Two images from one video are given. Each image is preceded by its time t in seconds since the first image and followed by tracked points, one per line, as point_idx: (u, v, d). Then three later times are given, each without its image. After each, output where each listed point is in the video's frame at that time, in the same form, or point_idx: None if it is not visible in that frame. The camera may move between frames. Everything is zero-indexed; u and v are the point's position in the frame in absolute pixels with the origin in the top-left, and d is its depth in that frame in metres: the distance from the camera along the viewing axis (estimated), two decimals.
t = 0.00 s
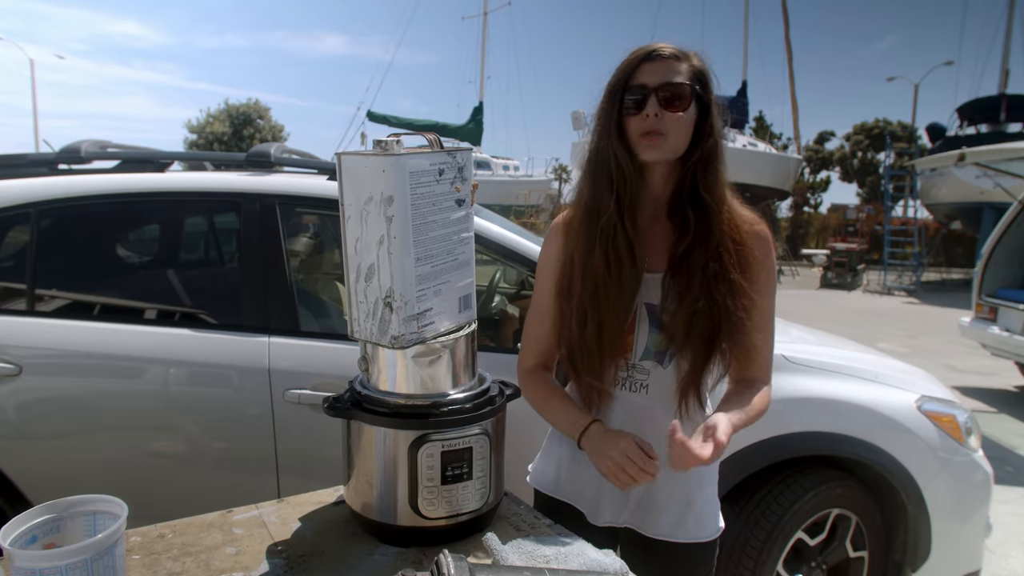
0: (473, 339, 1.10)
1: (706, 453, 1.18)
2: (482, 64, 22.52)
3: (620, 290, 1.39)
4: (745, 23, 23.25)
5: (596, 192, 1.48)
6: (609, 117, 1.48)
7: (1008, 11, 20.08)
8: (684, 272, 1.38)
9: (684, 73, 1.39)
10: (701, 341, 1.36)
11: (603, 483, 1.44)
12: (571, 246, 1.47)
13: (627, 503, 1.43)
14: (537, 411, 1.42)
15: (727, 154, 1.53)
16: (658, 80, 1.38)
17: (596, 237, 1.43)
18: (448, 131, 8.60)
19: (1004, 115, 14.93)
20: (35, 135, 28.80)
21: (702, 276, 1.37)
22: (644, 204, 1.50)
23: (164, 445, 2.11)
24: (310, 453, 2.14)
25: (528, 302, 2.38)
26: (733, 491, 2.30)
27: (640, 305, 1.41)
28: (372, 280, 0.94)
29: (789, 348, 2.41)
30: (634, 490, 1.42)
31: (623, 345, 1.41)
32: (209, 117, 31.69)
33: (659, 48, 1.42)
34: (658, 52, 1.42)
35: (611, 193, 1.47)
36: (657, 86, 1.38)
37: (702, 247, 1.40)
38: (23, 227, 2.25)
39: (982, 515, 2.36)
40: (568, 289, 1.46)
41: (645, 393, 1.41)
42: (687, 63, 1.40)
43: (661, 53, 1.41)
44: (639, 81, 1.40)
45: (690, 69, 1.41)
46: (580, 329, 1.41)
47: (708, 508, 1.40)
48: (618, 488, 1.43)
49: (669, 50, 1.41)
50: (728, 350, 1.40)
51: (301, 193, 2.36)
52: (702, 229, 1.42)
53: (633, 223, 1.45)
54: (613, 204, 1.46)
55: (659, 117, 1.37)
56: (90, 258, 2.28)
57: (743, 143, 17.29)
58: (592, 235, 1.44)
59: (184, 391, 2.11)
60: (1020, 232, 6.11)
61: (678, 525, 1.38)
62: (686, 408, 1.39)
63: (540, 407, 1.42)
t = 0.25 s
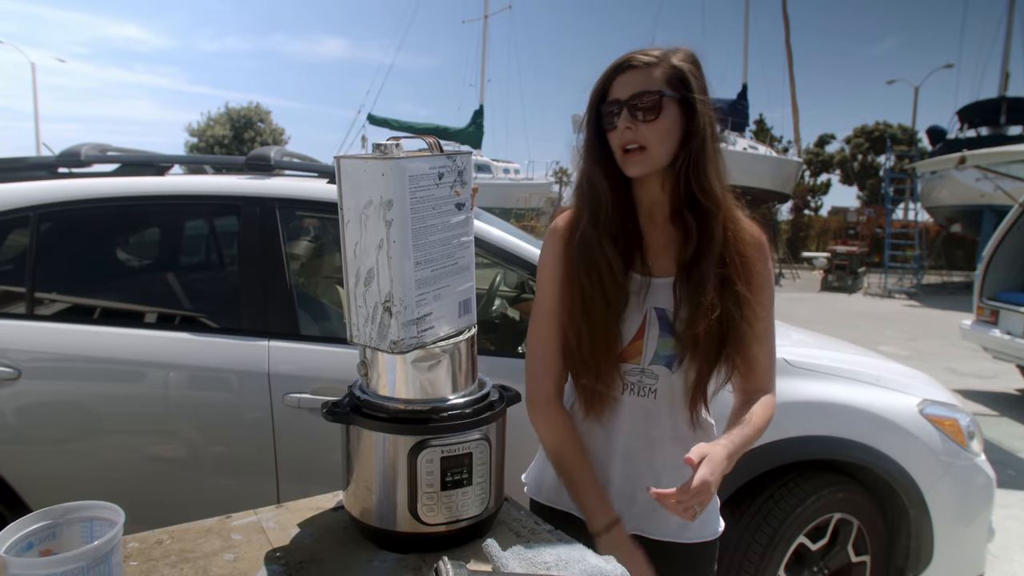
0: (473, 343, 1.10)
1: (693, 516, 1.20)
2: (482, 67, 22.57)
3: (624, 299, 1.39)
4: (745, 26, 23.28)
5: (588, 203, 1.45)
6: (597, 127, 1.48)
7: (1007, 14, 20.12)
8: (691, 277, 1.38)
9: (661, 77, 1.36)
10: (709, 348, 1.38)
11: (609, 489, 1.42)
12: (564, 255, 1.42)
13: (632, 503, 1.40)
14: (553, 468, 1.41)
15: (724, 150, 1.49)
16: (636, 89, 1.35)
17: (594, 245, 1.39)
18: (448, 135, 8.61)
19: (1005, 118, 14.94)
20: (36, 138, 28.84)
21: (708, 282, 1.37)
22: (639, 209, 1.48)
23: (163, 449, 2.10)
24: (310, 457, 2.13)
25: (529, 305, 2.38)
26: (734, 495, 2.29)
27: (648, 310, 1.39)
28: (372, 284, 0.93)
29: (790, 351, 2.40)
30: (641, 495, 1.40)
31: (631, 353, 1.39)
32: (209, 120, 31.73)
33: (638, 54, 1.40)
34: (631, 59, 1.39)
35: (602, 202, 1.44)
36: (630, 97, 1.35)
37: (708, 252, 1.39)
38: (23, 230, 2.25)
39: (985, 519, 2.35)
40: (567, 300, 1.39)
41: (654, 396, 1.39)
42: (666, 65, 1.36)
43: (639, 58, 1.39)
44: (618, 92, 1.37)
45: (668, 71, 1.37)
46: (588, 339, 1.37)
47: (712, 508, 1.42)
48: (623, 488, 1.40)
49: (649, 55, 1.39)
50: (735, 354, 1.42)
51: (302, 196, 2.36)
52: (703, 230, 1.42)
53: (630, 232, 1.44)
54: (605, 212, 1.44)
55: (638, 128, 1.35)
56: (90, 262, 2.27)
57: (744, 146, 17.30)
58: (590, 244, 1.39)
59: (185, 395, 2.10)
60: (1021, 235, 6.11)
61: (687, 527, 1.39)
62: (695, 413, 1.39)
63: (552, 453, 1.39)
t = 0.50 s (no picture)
0: (471, 349, 1.09)
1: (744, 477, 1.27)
2: (480, 71, 22.60)
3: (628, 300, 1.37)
4: (743, 29, 23.33)
5: (579, 212, 1.41)
6: (579, 136, 1.47)
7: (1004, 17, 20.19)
8: (692, 274, 1.37)
9: (640, 83, 1.35)
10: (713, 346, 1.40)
11: (627, 498, 1.39)
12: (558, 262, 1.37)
13: (649, 505, 1.41)
14: (533, 473, 1.40)
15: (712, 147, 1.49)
16: (616, 98, 1.34)
17: (591, 251, 1.36)
18: (446, 139, 8.61)
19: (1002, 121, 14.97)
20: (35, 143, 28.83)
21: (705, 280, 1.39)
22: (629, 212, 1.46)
23: (160, 456, 2.09)
24: (307, 463, 2.12)
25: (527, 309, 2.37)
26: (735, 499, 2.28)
27: (654, 311, 1.38)
28: (368, 290, 0.93)
29: (790, 355, 2.39)
30: (657, 495, 1.41)
31: (639, 356, 1.38)
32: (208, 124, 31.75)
33: (617, 60, 1.39)
34: (607, 67, 1.38)
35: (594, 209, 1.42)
36: (607, 108, 1.35)
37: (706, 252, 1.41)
38: (20, 236, 2.24)
39: (986, 523, 2.34)
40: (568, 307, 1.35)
41: (667, 396, 1.38)
42: (643, 72, 1.35)
43: (616, 66, 1.37)
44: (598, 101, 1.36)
45: (645, 77, 1.35)
46: (593, 344, 1.33)
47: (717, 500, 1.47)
48: (642, 491, 1.40)
49: (627, 61, 1.38)
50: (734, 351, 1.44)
51: (299, 201, 2.35)
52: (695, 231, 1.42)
53: (628, 234, 1.42)
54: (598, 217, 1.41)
55: (619, 138, 1.34)
56: (87, 268, 2.26)
57: (742, 149, 17.32)
58: (587, 250, 1.36)
59: (182, 401, 2.09)
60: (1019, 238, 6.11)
61: (700, 520, 1.43)
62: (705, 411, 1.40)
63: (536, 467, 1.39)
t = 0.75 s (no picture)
0: (465, 353, 1.08)
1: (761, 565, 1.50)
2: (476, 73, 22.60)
3: (622, 304, 1.38)
4: (737, 32, 23.41)
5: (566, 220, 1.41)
6: (563, 143, 1.46)
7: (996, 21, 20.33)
8: (683, 277, 1.38)
9: (624, 90, 1.34)
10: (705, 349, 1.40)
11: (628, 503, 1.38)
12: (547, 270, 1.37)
13: (650, 509, 1.40)
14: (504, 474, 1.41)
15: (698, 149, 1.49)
16: (601, 107, 1.33)
17: (581, 258, 1.36)
18: (442, 141, 8.60)
19: (995, 124, 15.06)
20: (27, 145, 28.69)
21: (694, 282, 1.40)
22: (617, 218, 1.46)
23: (152, 459, 2.07)
24: (301, 467, 2.11)
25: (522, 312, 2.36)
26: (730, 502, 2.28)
27: (648, 313, 1.38)
28: (360, 294, 0.92)
29: (785, 357, 2.39)
30: (657, 498, 1.41)
31: (634, 360, 1.37)
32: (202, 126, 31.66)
33: (601, 68, 1.37)
34: (590, 75, 1.37)
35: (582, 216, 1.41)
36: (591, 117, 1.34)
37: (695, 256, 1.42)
38: (10, 238, 2.22)
39: (980, 525, 2.34)
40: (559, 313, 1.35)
41: (662, 399, 1.38)
42: (627, 80, 1.34)
43: (600, 73, 1.36)
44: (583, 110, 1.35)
45: (629, 85, 1.34)
46: (585, 350, 1.33)
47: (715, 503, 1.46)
48: (641, 495, 1.39)
49: (610, 69, 1.36)
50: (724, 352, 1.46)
51: (293, 203, 2.34)
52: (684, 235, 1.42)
53: (617, 240, 1.42)
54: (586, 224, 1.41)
55: (605, 147, 1.33)
56: (79, 270, 2.25)
57: (736, 152, 17.36)
58: (575, 258, 1.36)
59: (174, 404, 2.08)
60: (1012, 240, 6.14)
61: (699, 522, 1.42)
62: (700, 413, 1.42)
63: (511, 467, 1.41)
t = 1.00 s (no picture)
0: (467, 349, 1.08)
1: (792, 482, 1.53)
2: (477, 69, 22.55)
3: (620, 301, 1.38)
4: (740, 29, 23.34)
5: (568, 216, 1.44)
6: (569, 138, 1.47)
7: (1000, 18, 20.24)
8: (685, 276, 1.35)
9: (628, 85, 1.33)
10: (707, 349, 1.37)
11: (622, 499, 1.38)
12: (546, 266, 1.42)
13: (645, 506, 1.39)
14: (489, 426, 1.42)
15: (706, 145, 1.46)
16: (604, 101, 1.32)
17: (578, 255, 1.39)
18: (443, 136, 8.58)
19: (998, 122, 15.01)
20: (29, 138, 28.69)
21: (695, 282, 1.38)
22: (622, 214, 1.47)
23: (154, 454, 2.07)
24: (302, 462, 2.11)
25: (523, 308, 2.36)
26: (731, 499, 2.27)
27: (646, 312, 1.37)
28: (362, 288, 0.91)
29: (787, 355, 2.39)
30: (653, 496, 1.39)
31: (634, 357, 1.37)
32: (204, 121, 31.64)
33: (606, 61, 1.37)
34: (595, 69, 1.36)
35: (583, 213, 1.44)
36: (594, 111, 1.33)
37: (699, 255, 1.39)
38: (12, 231, 2.22)
39: (981, 523, 2.34)
40: (555, 308, 1.39)
41: (661, 397, 1.37)
42: (632, 74, 1.33)
43: (604, 67, 1.35)
44: (587, 105, 1.35)
45: (633, 79, 1.33)
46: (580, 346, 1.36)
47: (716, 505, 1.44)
48: (637, 492, 1.39)
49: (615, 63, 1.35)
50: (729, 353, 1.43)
51: (295, 198, 2.33)
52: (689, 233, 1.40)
53: (618, 236, 1.43)
54: (586, 220, 1.44)
55: (606, 144, 1.32)
56: (80, 263, 2.24)
57: (739, 149, 17.32)
58: (572, 254, 1.39)
59: (176, 398, 2.07)
60: (1014, 238, 6.13)
61: (696, 523, 1.40)
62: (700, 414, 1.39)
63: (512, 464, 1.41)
